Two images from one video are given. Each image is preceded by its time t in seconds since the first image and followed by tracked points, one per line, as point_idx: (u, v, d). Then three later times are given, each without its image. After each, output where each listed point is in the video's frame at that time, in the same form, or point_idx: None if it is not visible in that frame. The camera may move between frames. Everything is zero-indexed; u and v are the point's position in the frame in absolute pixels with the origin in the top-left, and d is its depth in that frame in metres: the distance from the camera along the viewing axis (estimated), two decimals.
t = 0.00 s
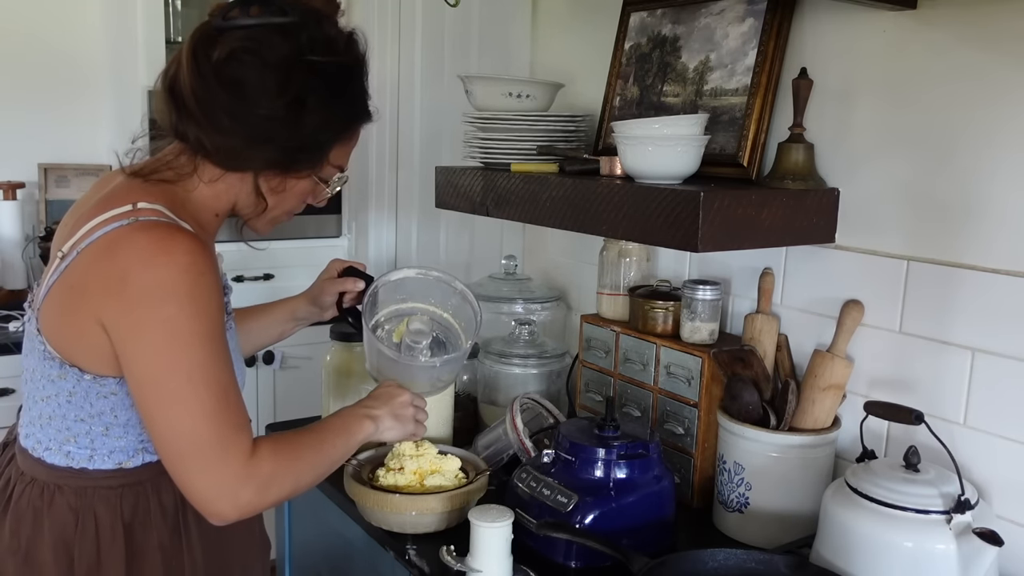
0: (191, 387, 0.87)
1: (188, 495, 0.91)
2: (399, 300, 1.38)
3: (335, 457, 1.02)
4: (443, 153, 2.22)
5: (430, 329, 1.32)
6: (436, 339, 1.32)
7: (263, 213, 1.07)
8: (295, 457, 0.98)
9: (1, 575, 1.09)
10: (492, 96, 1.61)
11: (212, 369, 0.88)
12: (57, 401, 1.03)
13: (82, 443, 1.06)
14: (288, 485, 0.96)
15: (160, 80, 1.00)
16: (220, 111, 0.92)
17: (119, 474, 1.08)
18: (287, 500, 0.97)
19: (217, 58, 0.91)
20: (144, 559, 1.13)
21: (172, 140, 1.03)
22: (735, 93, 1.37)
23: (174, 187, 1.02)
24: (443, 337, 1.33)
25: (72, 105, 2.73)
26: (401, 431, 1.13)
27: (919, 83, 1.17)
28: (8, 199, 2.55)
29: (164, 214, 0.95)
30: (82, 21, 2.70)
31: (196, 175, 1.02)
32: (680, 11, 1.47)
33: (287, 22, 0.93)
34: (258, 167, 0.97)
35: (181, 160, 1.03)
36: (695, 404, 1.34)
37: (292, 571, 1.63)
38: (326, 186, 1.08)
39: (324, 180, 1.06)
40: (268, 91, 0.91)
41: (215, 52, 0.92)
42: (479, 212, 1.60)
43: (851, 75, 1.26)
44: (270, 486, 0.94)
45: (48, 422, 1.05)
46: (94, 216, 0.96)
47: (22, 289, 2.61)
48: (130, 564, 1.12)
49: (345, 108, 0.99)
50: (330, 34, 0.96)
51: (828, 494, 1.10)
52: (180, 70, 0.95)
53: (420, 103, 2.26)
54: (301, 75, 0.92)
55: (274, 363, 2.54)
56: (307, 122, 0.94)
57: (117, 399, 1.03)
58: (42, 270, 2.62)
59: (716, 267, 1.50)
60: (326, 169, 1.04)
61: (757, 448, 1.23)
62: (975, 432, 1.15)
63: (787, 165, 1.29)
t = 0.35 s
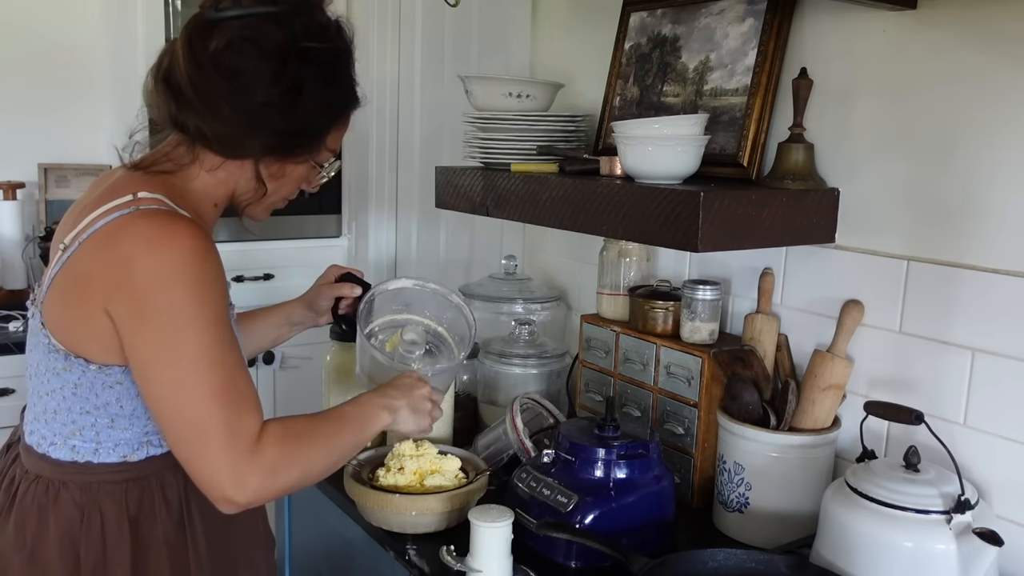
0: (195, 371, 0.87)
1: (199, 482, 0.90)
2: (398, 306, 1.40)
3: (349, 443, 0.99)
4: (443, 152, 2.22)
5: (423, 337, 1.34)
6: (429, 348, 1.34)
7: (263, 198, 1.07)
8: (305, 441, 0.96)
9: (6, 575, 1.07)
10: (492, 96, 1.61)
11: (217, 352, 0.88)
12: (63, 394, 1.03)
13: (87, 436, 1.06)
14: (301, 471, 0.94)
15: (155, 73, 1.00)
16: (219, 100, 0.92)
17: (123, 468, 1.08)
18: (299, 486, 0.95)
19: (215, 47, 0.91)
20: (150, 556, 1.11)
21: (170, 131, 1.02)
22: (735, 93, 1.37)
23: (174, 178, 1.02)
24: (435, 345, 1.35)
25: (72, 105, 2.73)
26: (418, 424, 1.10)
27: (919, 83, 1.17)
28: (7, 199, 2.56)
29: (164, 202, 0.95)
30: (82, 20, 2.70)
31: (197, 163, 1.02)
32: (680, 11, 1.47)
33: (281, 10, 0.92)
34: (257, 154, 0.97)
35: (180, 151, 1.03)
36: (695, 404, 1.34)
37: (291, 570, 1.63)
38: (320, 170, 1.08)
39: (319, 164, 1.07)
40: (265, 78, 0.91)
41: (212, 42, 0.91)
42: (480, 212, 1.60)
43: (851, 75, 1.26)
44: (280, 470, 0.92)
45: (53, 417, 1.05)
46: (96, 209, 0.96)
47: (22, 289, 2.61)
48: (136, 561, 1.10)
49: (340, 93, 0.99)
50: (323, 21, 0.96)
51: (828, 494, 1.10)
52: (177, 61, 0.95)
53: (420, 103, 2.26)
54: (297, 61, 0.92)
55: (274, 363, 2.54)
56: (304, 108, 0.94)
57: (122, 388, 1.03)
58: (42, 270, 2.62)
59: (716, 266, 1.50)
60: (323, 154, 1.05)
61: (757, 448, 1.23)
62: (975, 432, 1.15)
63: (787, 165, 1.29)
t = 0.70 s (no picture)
0: (192, 366, 0.86)
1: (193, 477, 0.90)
2: (397, 306, 1.40)
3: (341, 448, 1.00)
4: (443, 152, 2.22)
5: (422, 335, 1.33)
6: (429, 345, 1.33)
7: (256, 188, 1.06)
8: (298, 442, 0.96)
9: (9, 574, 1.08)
10: (492, 96, 1.61)
11: (216, 347, 0.88)
12: (65, 390, 1.03)
13: (90, 433, 1.06)
14: (294, 470, 0.95)
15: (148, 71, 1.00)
16: (208, 90, 0.92)
17: (126, 464, 1.08)
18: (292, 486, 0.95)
19: (202, 38, 0.91)
20: (153, 552, 1.11)
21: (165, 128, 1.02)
22: (735, 93, 1.37)
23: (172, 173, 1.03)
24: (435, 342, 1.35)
25: (72, 105, 2.73)
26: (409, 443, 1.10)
27: (919, 82, 1.17)
28: (8, 199, 2.56)
29: (165, 197, 0.95)
30: (82, 20, 2.70)
31: (189, 155, 1.02)
32: (680, 10, 1.47)
33: (267, 1, 0.92)
34: (245, 142, 0.96)
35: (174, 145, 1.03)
36: (695, 404, 1.34)
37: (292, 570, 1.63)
38: (315, 165, 1.07)
39: (313, 158, 1.05)
40: (252, 65, 0.91)
41: (199, 33, 0.92)
42: (479, 211, 1.60)
43: (852, 75, 1.26)
44: (273, 469, 0.92)
45: (55, 415, 1.06)
46: (97, 204, 0.96)
47: (22, 289, 2.61)
48: (139, 557, 1.10)
49: (330, 83, 0.98)
50: (310, 11, 0.96)
51: (828, 494, 1.10)
52: (167, 56, 0.95)
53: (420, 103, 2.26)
54: (284, 48, 0.92)
55: (274, 363, 2.54)
56: (293, 95, 0.94)
57: (124, 384, 1.04)
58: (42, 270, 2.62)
59: (716, 267, 1.50)
60: (315, 144, 1.03)
61: (757, 448, 1.23)
62: (975, 432, 1.15)
63: (787, 165, 1.29)
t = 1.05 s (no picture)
0: (204, 372, 0.84)
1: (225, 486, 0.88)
2: (398, 312, 1.40)
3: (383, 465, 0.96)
4: (443, 152, 2.22)
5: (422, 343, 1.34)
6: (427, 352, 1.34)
7: (252, 186, 1.05)
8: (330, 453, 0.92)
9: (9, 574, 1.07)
10: (492, 96, 1.61)
11: (225, 351, 0.86)
12: (65, 392, 1.04)
13: (90, 434, 1.06)
14: (328, 480, 0.92)
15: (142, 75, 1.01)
16: (201, 88, 0.92)
17: (127, 465, 1.09)
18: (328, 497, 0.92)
19: (192, 37, 0.91)
20: (153, 551, 1.11)
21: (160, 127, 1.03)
22: (735, 93, 1.37)
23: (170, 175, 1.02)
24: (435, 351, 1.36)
25: (71, 105, 2.73)
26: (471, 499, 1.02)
27: (920, 83, 1.17)
28: (7, 199, 2.56)
29: (165, 201, 0.94)
30: (82, 19, 2.70)
31: (186, 155, 1.02)
32: (680, 11, 1.47)
33: None
34: (242, 139, 0.96)
35: (170, 146, 1.03)
36: (695, 404, 1.34)
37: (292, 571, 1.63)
38: (313, 158, 1.06)
39: (309, 151, 1.04)
40: (242, 60, 0.90)
41: (189, 32, 0.92)
42: (479, 211, 1.60)
43: (852, 75, 1.26)
44: (301, 476, 0.90)
45: (55, 416, 1.06)
46: (97, 209, 0.96)
47: (22, 289, 2.61)
48: (140, 556, 1.10)
49: (322, 75, 0.97)
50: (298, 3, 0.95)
51: (828, 494, 1.10)
52: (159, 57, 0.96)
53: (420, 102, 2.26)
54: (274, 42, 0.91)
55: (274, 363, 2.54)
56: (286, 89, 0.93)
57: (124, 384, 1.04)
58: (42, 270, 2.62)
59: (716, 266, 1.50)
60: (311, 139, 1.03)
61: (757, 447, 1.23)
62: (975, 432, 1.15)
63: (787, 165, 1.29)
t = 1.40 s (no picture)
0: (200, 324, 0.84)
1: (240, 436, 0.87)
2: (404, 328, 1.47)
3: (375, 349, 0.91)
4: (444, 151, 2.22)
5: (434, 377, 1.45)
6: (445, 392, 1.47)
7: (245, 175, 1.05)
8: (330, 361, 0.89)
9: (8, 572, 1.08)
10: (492, 96, 1.61)
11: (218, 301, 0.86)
12: (62, 381, 1.04)
13: (87, 425, 1.06)
14: (336, 397, 0.89)
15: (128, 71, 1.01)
16: (190, 84, 0.92)
17: (123, 457, 1.08)
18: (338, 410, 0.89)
19: (176, 34, 0.92)
20: (150, 547, 1.11)
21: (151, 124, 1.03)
22: (735, 93, 1.37)
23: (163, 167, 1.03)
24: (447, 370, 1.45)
25: (72, 105, 2.73)
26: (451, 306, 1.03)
27: (919, 82, 1.17)
28: (8, 199, 2.56)
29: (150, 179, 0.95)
30: (82, 19, 2.70)
31: (177, 148, 1.03)
32: (680, 11, 1.47)
33: None
34: (234, 130, 0.97)
35: (160, 138, 1.03)
36: (695, 404, 1.34)
37: (292, 570, 1.63)
38: (302, 144, 1.06)
39: (299, 136, 1.05)
40: (228, 53, 0.91)
41: (172, 29, 0.92)
42: (479, 211, 1.60)
43: (852, 75, 1.26)
44: (314, 404, 0.87)
45: (53, 408, 1.06)
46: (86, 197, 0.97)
47: (22, 289, 2.62)
48: (137, 552, 1.10)
49: (307, 62, 0.97)
50: None
51: (828, 494, 1.10)
52: (143, 52, 0.96)
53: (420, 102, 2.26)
54: (258, 32, 0.91)
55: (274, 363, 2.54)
56: (273, 79, 0.94)
57: (120, 368, 1.04)
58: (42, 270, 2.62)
59: (716, 267, 1.50)
60: (300, 124, 1.03)
61: (757, 448, 1.23)
62: (975, 432, 1.15)
63: (787, 165, 1.29)
